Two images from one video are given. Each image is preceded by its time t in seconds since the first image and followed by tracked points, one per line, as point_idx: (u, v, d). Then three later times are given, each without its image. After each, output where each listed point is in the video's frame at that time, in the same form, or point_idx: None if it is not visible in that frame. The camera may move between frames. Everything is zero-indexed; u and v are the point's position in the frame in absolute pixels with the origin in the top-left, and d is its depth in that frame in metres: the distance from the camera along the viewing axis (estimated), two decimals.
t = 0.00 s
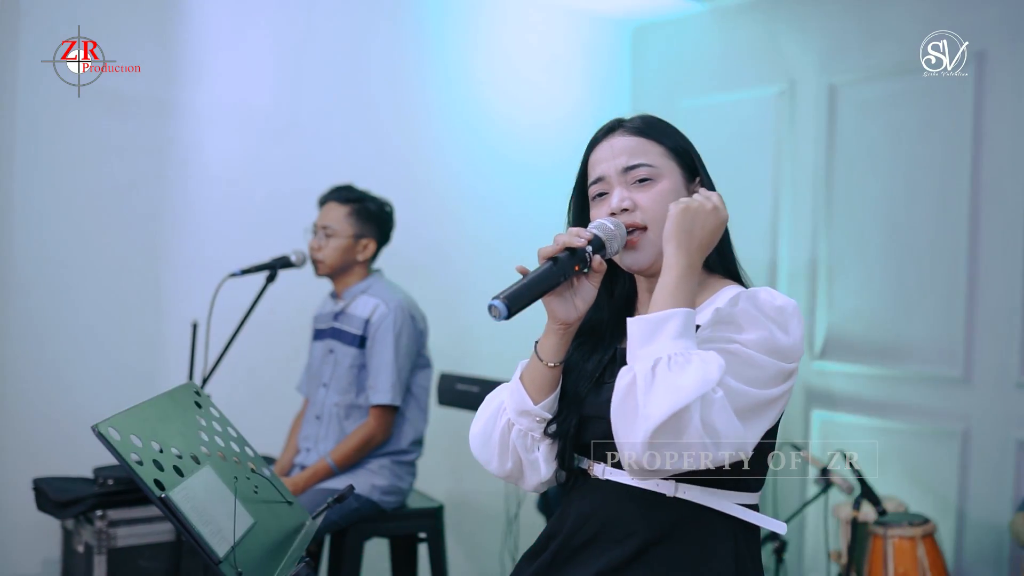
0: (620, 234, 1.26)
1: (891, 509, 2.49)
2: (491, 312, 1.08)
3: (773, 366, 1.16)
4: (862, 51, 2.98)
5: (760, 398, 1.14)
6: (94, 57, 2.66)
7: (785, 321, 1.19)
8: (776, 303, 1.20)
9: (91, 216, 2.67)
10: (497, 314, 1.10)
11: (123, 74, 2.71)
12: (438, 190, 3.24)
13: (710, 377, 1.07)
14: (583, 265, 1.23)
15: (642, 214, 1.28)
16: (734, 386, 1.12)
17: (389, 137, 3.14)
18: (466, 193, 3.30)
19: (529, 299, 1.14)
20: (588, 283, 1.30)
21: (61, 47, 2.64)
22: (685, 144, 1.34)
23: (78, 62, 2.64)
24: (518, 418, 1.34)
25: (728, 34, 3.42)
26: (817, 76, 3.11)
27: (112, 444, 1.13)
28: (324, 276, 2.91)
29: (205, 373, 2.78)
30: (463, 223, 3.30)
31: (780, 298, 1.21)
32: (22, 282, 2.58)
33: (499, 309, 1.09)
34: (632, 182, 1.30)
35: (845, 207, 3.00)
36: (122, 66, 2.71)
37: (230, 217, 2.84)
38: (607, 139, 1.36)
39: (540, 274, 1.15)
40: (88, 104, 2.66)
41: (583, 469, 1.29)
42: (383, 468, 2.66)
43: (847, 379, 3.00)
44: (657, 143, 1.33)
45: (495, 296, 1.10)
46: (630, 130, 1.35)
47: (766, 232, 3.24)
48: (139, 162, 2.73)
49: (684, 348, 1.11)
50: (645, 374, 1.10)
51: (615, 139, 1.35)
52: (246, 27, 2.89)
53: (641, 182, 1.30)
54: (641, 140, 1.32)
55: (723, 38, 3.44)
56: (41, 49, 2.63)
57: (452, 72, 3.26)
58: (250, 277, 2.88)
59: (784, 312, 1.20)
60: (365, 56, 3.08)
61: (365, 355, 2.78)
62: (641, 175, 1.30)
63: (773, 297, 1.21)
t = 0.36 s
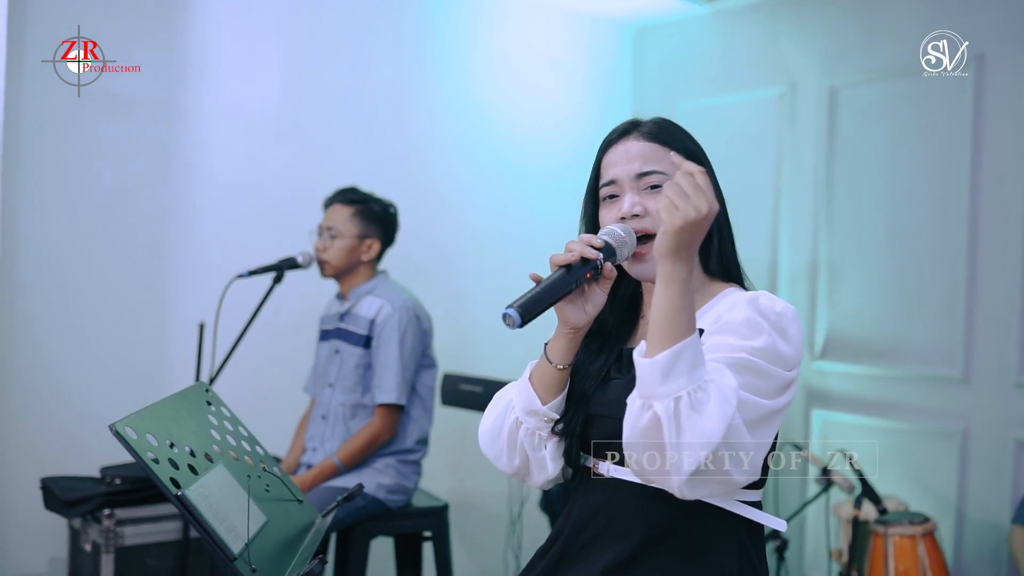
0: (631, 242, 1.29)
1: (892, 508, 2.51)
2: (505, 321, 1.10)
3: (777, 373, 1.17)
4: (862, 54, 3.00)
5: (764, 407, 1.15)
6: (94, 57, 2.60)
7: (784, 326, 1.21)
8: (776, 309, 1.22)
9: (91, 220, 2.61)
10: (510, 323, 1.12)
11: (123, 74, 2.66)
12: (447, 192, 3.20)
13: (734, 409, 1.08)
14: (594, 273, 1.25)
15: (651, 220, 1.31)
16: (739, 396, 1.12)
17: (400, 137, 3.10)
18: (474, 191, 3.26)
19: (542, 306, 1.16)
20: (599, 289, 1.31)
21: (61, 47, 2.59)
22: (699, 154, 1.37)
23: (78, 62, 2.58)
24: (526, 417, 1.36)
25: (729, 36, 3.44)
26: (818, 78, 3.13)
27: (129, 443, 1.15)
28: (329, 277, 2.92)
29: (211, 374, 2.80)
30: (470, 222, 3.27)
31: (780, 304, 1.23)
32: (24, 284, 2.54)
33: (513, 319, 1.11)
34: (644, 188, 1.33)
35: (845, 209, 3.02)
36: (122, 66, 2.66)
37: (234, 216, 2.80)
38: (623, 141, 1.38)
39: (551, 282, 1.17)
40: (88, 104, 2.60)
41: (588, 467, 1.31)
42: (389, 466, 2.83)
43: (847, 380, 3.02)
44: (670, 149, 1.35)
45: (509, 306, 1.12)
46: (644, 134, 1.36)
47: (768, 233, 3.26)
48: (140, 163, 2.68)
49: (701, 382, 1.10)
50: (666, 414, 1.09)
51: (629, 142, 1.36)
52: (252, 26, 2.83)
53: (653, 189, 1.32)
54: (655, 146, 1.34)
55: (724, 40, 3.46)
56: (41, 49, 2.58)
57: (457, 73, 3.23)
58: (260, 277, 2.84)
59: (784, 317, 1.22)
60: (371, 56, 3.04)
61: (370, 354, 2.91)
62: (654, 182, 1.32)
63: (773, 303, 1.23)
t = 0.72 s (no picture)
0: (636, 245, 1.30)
1: (888, 505, 2.54)
2: (519, 327, 1.11)
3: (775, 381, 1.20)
4: (860, 55, 3.03)
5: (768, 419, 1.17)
6: (94, 57, 2.61)
7: (781, 334, 1.24)
8: (772, 317, 1.24)
9: (93, 219, 2.63)
10: (524, 329, 1.12)
11: (123, 74, 2.66)
12: (448, 192, 3.22)
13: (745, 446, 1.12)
14: (600, 276, 1.25)
15: (657, 221, 1.33)
16: (745, 417, 1.15)
17: (400, 136, 3.11)
18: (474, 193, 3.29)
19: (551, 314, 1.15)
20: (605, 292, 1.29)
21: (61, 46, 2.59)
22: (709, 160, 1.39)
23: (77, 62, 2.59)
24: (526, 413, 1.36)
25: (727, 37, 3.46)
26: (815, 79, 3.16)
27: (141, 439, 1.17)
28: (333, 277, 2.94)
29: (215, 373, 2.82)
30: (470, 222, 3.29)
31: (774, 310, 1.25)
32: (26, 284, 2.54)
33: (526, 324, 1.11)
34: (653, 188, 1.35)
35: (842, 209, 3.05)
36: (122, 66, 2.66)
37: (236, 216, 2.82)
38: (636, 140, 1.40)
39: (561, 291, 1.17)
40: (88, 105, 2.61)
41: (583, 460, 1.33)
42: (393, 466, 2.80)
43: (844, 379, 3.05)
44: (684, 154, 1.37)
45: (523, 312, 1.12)
46: (660, 135, 1.38)
47: (765, 234, 3.28)
48: (141, 163, 2.69)
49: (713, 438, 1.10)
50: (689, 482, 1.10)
51: (644, 141, 1.38)
52: (254, 26, 2.83)
53: (662, 191, 1.34)
54: (669, 148, 1.36)
55: (722, 42, 3.48)
56: (40, 49, 2.57)
57: (457, 74, 3.24)
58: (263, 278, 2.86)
59: (779, 324, 1.24)
60: (373, 56, 3.05)
61: (376, 356, 2.89)
62: (664, 184, 1.34)
63: (769, 309, 1.25)
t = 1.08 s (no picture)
0: (648, 244, 1.32)
1: (883, 503, 2.57)
2: (544, 329, 1.13)
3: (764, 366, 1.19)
4: (855, 56, 3.05)
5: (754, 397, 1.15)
6: (94, 57, 2.61)
7: (774, 321, 1.23)
8: (766, 302, 1.24)
9: (93, 219, 2.63)
10: (548, 330, 1.14)
11: (123, 74, 2.66)
12: (446, 191, 3.24)
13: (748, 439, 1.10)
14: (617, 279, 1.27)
15: (665, 220, 1.35)
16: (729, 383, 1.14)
17: (401, 136, 3.12)
18: (473, 192, 3.31)
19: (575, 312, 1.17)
20: (619, 293, 1.28)
21: (61, 46, 2.58)
22: (723, 170, 1.41)
23: (77, 62, 2.59)
24: (527, 402, 1.37)
25: (723, 38, 3.49)
26: (810, 80, 3.18)
27: (151, 438, 1.20)
28: (338, 279, 2.91)
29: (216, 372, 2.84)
30: (469, 222, 3.31)
31: (770, 301, 1.25)
32: (27, 284, 2.54)
33: (551, 326, 1.13)
34: (667, 188, 1.37)
35: (838, 209, 3.08)
36: (123, 66, 2.66)
37: (237, 216, 2.83)
38: (657, 139, 1.41)
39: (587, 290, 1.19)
40: (88, 105, 2.61)
41: (584, 449, 1.36)
42: (394, 466, 2.76)
43: (839, 378, 3.07)
44: (700, 159, 1.39)
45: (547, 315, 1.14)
46: (680, 138, 1.40)
47: (762, 234, 3.30)
48: (141, 163, 2.70)
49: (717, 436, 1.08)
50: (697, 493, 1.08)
51: (664, 141, 1.40)
52: (254, 27, 2.84)
53: (675, 192, 1.37)
54: (686, 151, 1.39)
55: (718, 44, 3.51)
56: (40, 48, 2.56)
57: (456, 75, 3.25)
58: (263, 278, 2.88)
59: (774, 312, 1.23)
60: (373, 56, 3.06)
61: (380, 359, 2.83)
62: (678, 185, 1.36)
63: (763, 298, 1.25)
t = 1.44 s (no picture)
0: (647, 236, 1.34)
1: (874, 499, 2.59)
2: (551, 315, 1.12)
3: (757, 356, 1.24)
4: (848, 57, 3.07)
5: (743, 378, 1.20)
6: (94, 57, 2.62)
7: (769, 315, 1.27)
8: (764, 297, 1.28)
9: (91, 218, 2.64)
10: (557, 316, 1.13)
11: (123, 74, 2.67)
12: (441, 190, 3.25)
13: (726, 400, 1.15)
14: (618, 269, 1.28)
15: (662, 219, 1.37)
16: (720, 355, 1.20)
17: (396, 135, 3.13)
18: (468, 192, 3.32)
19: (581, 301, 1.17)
20: (619, 283, 1.30)
21: (61, 46, 2.59)
22: (720, 172, 1.44)
23: (77, 62, 2.60)
24: (527, 396, 1.36)
25: (717, 39, 3.51)
26: (803, 81, 3.20)
27: (152, 434, 1.21)
28: (332, 278, 2.93)
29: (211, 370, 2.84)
30: (463, 221, 3.32)
31: (768, 296, 1.29)
32: (25, 282, 2.54)
33: (560, 312, 1.12)
34: (664, 188, 1.39)
35: (830, 208, 3.10)
36: (122, 66, 2.67)
37: (233, 214, 2.83)
38: (654, 140, 1.43)
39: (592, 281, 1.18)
40: (88, 105, 2.62)
41: (579, 445, 1.37)
42: (388, 462, 2.78)
43: (831, 377, 3.10)
44: (697, 160, 1.41)
45: (557, 300, 1.12)
46: (678, 139, 1.42)
47: (755, 233, 3.32)
48: (139, 162, 2.70)
49: (696, 383, 1.14)
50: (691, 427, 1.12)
51: (662, 142, 1.42)
52: (251, 27, 2.85)
53: (672, 192, 1.38)
54: (683, 152, 1.41)
55: (710, 44, 3.53)
56: (40, 48, 2.57)
57: (451, 75, 3.26)
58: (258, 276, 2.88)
59: (771, 308, 1.27)
60: (368, 56, 3.07)
61: (373, 356, 2.83)
62: (675, 186, 1.38)
63: (761, 294, 1.28)
